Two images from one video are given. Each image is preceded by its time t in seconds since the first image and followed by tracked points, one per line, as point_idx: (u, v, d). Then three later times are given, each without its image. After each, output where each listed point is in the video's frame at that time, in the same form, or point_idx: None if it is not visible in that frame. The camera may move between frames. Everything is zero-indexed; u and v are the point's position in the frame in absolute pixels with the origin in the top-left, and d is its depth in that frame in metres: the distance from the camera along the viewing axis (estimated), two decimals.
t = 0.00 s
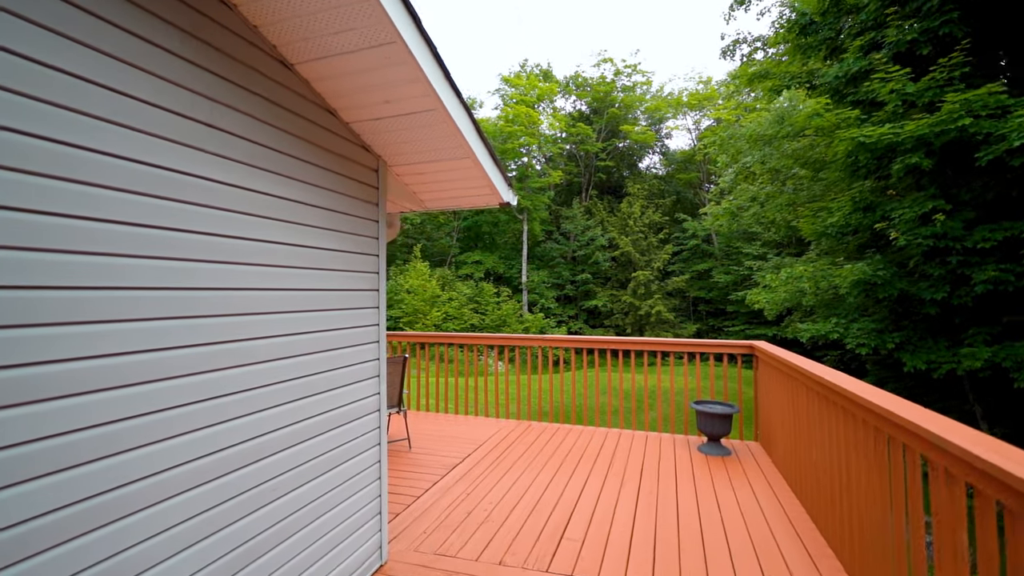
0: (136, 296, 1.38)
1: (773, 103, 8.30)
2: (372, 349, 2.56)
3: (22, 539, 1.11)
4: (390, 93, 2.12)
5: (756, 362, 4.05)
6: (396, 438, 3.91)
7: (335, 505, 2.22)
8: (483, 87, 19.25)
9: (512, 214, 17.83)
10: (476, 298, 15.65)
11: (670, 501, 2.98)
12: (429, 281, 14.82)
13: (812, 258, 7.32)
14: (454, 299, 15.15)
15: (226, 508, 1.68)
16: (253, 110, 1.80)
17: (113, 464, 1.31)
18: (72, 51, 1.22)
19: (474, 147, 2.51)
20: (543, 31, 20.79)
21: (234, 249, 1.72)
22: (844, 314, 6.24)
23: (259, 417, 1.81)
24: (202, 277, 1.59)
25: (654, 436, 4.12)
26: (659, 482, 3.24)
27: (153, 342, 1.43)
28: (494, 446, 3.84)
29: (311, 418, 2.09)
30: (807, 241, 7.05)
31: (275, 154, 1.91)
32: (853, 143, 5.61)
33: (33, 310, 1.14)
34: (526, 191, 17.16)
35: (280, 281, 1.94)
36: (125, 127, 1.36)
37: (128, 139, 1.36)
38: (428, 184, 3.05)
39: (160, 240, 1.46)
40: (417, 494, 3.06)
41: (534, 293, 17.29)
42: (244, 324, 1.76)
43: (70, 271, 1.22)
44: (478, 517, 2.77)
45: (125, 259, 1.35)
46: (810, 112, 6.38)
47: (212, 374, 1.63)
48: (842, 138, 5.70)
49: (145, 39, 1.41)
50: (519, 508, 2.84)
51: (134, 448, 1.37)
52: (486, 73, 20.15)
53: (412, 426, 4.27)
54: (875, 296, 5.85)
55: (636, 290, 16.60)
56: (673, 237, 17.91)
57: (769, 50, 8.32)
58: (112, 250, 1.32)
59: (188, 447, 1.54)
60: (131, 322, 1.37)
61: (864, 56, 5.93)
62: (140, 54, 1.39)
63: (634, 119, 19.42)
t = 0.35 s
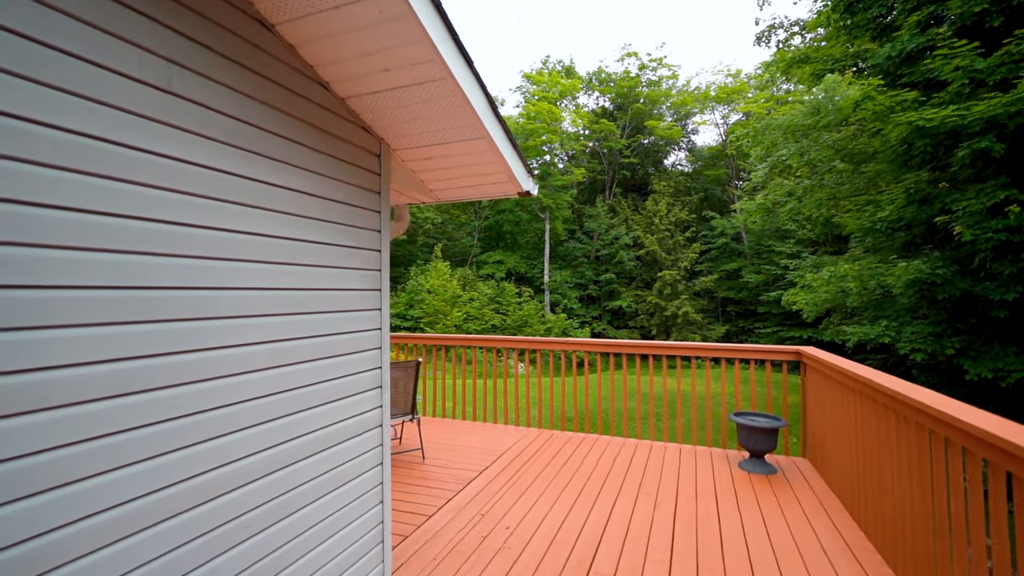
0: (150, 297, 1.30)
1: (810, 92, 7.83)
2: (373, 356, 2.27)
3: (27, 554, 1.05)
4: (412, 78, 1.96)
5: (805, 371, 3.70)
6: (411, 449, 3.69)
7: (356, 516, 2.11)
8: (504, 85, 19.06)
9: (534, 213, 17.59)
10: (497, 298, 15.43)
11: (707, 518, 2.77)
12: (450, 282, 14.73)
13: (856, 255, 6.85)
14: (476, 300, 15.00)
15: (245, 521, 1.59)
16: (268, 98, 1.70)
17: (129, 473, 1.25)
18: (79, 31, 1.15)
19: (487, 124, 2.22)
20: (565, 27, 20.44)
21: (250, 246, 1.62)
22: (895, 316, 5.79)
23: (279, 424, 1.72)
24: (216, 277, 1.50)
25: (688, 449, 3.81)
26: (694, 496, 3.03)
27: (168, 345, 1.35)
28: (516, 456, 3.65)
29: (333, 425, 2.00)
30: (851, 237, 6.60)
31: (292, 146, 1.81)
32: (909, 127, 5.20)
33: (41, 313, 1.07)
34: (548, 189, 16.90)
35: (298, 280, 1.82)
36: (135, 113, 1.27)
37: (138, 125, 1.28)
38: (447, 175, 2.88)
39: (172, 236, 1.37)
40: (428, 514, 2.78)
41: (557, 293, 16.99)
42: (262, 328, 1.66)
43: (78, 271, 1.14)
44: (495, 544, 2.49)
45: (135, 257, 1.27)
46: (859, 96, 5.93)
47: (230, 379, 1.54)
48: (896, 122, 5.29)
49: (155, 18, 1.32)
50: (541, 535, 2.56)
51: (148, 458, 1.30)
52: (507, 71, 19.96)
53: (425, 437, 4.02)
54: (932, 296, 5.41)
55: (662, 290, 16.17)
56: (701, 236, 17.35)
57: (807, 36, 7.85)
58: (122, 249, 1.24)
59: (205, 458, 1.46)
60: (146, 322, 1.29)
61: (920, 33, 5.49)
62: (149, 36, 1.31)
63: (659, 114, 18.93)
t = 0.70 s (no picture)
0: (150, 297, 1.30)
1: (860, 77, 7.31)
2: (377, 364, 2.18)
3: (26, 550, 1.06)
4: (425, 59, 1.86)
5: (870, 378, 3.32)
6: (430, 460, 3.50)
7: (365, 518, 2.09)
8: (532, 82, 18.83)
9: (563, 211, 17.29)
10: (526, 298, 15.18)
11: (737, 531, 2.61)
12: (477, 282, 14.66)
13: (914, 252, 6.32)
14: (503, 300, 14.86)
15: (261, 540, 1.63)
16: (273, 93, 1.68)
17: (135, 482, 1.27)
18: (82, 25, 1.15)
19: (507, 96, 2.00)
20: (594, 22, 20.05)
21: (252, 239, 1.60)
22: (964, 318, 5.34)
23: (293, 435, 1.74)
24: (216, 273, 1.48)
25: (727, 466, 3.51)
26: (721, 509, 2.87)
27: (168, 349, 1.35)
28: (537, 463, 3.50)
29: (345, 432, 2.00)
30: (913, 229, 6.07)
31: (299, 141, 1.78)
32: (991, 101, 4.84)
33: (39, 310, 1.08)
34: (577, 187, 16.60)
35: (302, 277, 1.79)
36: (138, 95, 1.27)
37: (138, 116, 1.27)
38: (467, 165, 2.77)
39: (172, 229, 1.36)
40: (447, 535, 2.55)
41: (586, 293, 16.64)
42: (267, 332, 1.66)
43: (76, 268, 1.14)
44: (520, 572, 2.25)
45: (135, 251, 1.26)
46: (928, 72, 5.43)
47: (239, 390, 1.56)
48: (977, 96, 4.91)
49: None
50: (574, 563, 2.31)
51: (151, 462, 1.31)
52: (535, 68, 19.72)
53: (446, 446, 3.84)
54: (1010, 295, 4.91)
55: (695, 290, 15.63)
56: (738, 233, 16.65)
57: (858, 15, 7.32)
58: (121, 243, 1.23)
59: (216, 471, 1.48)
60: (144, 328, 1.29)
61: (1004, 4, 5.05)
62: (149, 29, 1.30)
63: (693, 108, 18.31)
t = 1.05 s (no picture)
0: (139, 299, 1.22)
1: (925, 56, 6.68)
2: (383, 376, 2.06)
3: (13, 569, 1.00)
4: (439, 23, 1.71)
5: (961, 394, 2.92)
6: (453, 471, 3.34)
7: (373, 536, 2.00)
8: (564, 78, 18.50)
9: (595, 210, 16.90)
10: (557, 298, 14.90)
11: (783, 561, 2.36)
12: (508, 282, 14.53)
13: (988, 249, 5.73)
14: (534, 299, 14.62)
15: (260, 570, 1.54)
16: (282, 79, 1.61)
17: (122, 513, 1.19)
18: None
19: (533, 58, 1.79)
20: (627, 15, 19.52)
21: (255, 234, 1.52)
22: None
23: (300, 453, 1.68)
24: (212, 272, 1.40)
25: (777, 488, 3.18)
26: (763, 532, 2.63)
27: (160, 356, 1.27)
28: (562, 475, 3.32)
29: (358, 444, 1.93)
30: (989, 222, 5.49)
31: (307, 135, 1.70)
32: None
33: (16, 316, 1.01)
34: (610, 184, 16.22)
35: (308, 277, 1.70)
36: (137, 76, 1.22)
37: (132, 103, 1.21)
38: (490, 150, 2.61)
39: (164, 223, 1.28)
40: (470, 561, 2.33)
41: (619, 293, 16.20)
42: (273, 338, 1.58)
43: (63, 265, 1.08)
44: None
45: (122, 248, 1.19)
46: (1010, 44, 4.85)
47: (247, 403, 1.50)
48: None
49: None
50: None
51: (148, 474, 1.25)
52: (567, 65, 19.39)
53: (469, 456, 3.64)
54: None
55: (735, 290, 14.97)
56: (781, 230, 15.84)
57: None
58: (106, 238, 1.16)
59: (210, 499, 1.40)
60: (131, 334, 1.21)
61: None
62: (149, 12, 1.24)
63: (732, 101, 17.55)
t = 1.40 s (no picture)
0: (154, 299, 1.14)
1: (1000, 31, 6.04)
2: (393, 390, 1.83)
3: None
4: None
5: None
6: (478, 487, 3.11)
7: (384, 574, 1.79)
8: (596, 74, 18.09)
9: (629, 207, 16.46)
10: (589, 298, 14.53)
11: None
12: (538, 282, 14.31)
13: None
14: (566, 300, 14.27)
15: None
16: (291, 48, 1.46)
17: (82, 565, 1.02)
18: None
19: None
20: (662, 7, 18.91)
21: (283, 226, 1.44)
22: None
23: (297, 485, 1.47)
24: (229, 271, 1.30)
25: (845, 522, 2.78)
26: None
27: (179, 360, 1.19)
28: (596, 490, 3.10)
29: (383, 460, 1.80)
30: None
31: (330, 118, 1.58)
32: None
33: None
34: (644, 181, 15.76)
35: (324, 275, 1.56)
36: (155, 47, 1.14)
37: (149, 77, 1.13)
38: (512, 123, 2.35)
39: (183, 212, 1.20)
40: None
41: (653, 293, 15.70)
42: (300, 345, 1.49)
43: (51, 262, 0.98)
44: None
45: (131, 242, 1.11)
46: None
47: (275, 418, 1.41)
48: None
49: None
50: None
51: (155, 491, 1.15)
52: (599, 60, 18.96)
53: (494, 470, 3.41)
54: None
55: (778, 289, 14.23)
56: (828, 227, 14.92)
57: None
58: (118, 232, 1.08)
59: (190, 544, 1.21)
60: (142, 337, 1.12)
61: None
62: None
63: (774, 91, 16.71)
